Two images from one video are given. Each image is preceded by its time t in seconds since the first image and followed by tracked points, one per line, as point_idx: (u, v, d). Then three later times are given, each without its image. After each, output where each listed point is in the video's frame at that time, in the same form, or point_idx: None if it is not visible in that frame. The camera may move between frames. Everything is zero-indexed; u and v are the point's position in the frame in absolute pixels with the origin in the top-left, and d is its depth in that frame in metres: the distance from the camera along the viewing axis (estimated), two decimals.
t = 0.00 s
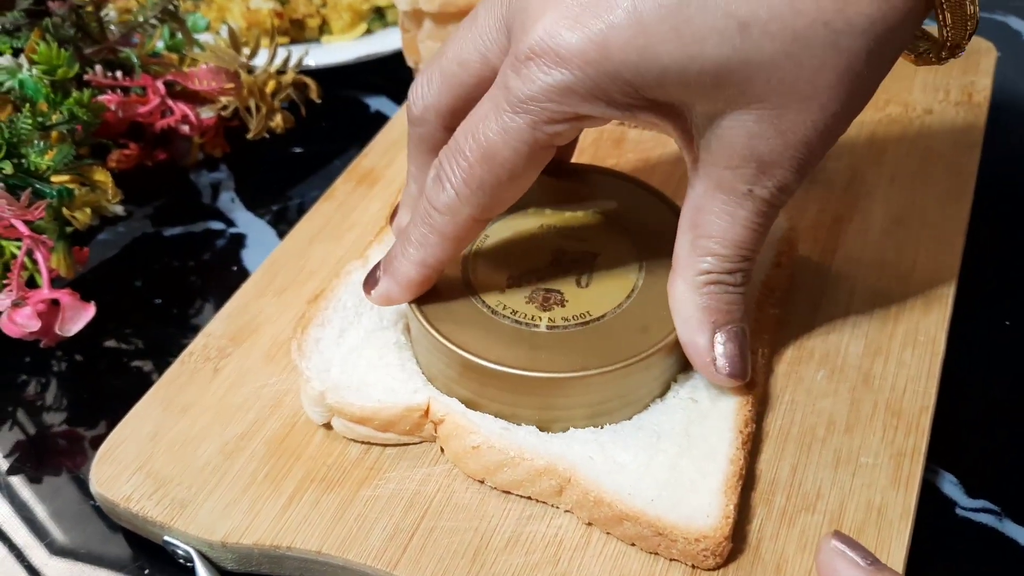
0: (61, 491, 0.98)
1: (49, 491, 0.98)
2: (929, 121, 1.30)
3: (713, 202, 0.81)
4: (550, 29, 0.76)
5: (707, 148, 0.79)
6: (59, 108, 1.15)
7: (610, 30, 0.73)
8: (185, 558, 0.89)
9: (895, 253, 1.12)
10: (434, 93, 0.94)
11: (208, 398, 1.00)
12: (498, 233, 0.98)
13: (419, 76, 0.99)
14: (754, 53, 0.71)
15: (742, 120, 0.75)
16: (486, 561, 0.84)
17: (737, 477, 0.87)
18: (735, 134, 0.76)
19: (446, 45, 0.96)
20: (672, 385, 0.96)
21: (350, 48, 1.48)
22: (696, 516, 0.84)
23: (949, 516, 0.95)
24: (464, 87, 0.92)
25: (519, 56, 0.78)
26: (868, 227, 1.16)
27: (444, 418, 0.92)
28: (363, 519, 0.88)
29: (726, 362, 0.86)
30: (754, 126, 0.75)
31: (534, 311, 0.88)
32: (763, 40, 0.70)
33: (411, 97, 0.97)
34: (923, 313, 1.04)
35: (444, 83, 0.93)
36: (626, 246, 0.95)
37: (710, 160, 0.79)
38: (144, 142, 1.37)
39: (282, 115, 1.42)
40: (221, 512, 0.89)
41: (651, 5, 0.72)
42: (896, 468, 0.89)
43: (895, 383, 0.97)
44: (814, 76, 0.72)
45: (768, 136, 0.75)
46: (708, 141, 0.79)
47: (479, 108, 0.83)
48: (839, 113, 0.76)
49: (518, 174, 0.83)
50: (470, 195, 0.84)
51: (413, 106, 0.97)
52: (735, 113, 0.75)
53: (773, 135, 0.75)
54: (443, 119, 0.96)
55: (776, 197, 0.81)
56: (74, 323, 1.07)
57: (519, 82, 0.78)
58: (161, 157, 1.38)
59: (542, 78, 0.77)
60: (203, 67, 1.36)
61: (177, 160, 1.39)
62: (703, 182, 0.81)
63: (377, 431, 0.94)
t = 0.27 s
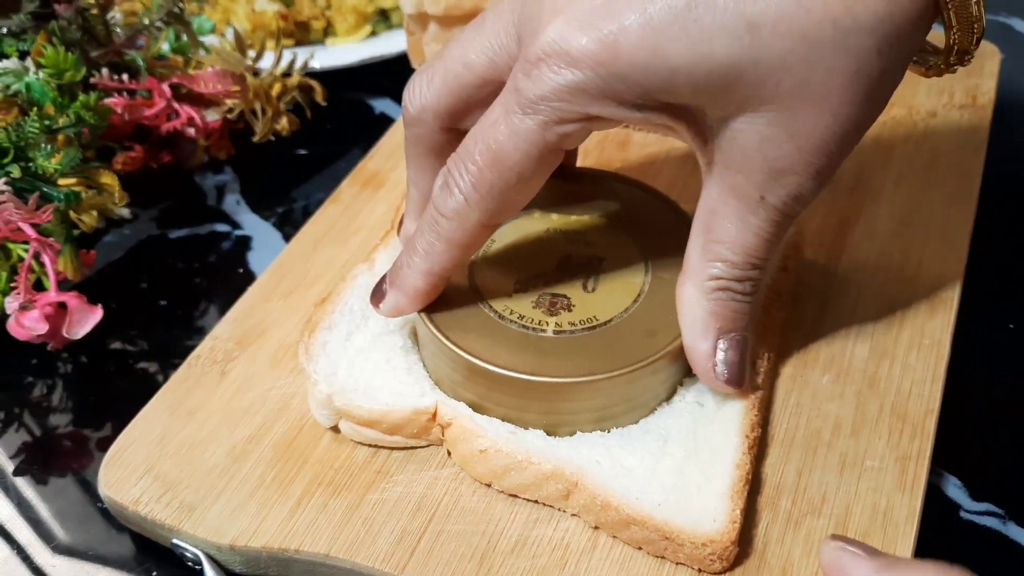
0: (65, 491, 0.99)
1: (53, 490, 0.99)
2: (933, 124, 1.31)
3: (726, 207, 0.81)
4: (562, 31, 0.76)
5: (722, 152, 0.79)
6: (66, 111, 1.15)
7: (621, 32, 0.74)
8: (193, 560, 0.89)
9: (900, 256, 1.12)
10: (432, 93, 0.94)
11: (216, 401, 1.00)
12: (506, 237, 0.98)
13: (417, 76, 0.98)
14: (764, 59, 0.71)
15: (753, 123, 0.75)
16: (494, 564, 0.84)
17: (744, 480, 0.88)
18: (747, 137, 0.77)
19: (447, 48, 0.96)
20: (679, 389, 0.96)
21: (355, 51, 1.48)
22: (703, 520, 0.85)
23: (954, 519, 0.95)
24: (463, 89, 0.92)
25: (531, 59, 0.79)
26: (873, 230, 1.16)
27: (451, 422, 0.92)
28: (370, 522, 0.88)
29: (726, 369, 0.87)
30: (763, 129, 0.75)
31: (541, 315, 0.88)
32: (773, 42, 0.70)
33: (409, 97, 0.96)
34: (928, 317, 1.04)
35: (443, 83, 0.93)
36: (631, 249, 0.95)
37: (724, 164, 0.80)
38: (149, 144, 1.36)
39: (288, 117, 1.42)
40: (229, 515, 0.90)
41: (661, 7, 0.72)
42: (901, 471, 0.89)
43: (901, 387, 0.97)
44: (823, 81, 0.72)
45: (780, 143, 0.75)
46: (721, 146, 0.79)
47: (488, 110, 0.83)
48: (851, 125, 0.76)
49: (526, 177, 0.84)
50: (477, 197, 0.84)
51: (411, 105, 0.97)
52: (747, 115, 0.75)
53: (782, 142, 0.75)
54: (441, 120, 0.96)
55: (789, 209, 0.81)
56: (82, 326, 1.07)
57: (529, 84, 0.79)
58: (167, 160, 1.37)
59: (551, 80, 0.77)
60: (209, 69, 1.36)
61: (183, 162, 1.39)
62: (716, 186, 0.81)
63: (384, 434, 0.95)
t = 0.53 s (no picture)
0: (64, 489, 0.98)
1: (52, 489, 0.98)
2: (934, 124, 1.30)
3: (732, 214, 0.81)
4: (571, 33, 0.76)
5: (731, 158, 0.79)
6: (65, 109, 1.15)
7: (630, 34, 0.74)
8: (192, 559, 0.89)
9: (900, 256, 1.12)
10: (433, 88, 0.94)
11: (215, 399, 1.00)
12: (505, 236, 0.98)
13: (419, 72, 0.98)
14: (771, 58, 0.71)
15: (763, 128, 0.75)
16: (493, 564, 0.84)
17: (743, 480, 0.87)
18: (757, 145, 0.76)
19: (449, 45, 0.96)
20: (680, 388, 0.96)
21: (354, 49, 1.48)
22: (702, 520, 0.85)
23: (954, 518, 0.95)
24: (464, 87, 0.92)
25: (539, 60, 0.79)
26: (873, 229, 1.16)
27: (450, 421, 0.92)
28: (369, 521, 0.88)
29: (712, 377, 0.86)
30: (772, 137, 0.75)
31: (540, 315, 0.88)
32: (783, 45, 0.70)
33: (410, 92, 0.96)
34: (928, 317, 1.04)
35: (444, 80, 0.93)
36: (629, 248, 0.95)
37: (733, 170, 0.79)
38: (150, 142, 1.36)
39: (288, 116, 1.41)
40: (227, 514, 0.89)
41: (671, 10, 0.72)
42: (901, 471, 0.89)
43: (900, 386, 0.97)
44: (835, 92, 0.71)
45: (791, 154, 0.74)
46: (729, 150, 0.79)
47: (494, 111, 0.83)
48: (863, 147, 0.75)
49: (528, 179, 0.84)
50: (478, 197, 0.84)
51: (411, 100, 0.97)
52: (759, 120, 0.75)
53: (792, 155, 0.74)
54: (440, 117, 0.96)
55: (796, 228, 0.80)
56: (80, 325, 1.07)
57: (536, 85, 0.79)
58: (166, 158, 1.38)
59: (559, 80, 0.78)
60: (208, 67, 1.36)
61: (183, 161, 1.39)
62: (725, 193, 0.81)
63: (383, 433, 0.95)
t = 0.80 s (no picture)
0: (66, 488, 0.98)
1: (55, 488, 0.98)
2: (937, 122, 1.30)
3: (748, 215, 0.81)
4: (587, 44, 0.77)
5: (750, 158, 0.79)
6: (67, 108, 1.15)
7: (647, 43, 0.74)
8: (196, 559, 0.89)
9: (903, 255, 1.12)
10: (434, 97, 0.92)
11: (218, 399, 1.00)
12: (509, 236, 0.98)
13: (416, 79, 0.96)
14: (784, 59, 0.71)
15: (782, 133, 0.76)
16: (498, 564, 0.85)
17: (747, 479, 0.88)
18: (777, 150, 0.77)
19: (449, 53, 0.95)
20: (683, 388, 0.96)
21: (355, 48, 1.48)
22: (707, 520, 0.86)
23: (957, 518, 0.95)
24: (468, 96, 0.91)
25: (554, 72, 0.78)
26: (876, 229, 1.16)
27: (455, 420, 0.92)
28: (373, 521, 0.88)
29: (723, 372, 0.88)
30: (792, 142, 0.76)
31: (545, 315, 0.88)
32: (801, 48, 0.71)
33: (409, 100, 0.94)
34: (931, 316, 1.04)
35: (447, 88, 0.91)
36: (633, 247, 0.95)
37: (750, 171, 0.80)
38: (152, 141, 1.36)
39: (291, 115, 1.40)
40: (231, 514, 0.89)
41: (687, 18, 0.73)
42: (905, 471, 0.90)
43: (904, 386, 0.97)
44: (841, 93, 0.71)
45: (812, 157, 0.75)
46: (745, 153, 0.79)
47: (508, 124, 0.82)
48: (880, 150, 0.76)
49: (541, 195, 0.83)
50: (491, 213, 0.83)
51: (409, 107, 0.95)
52: (779, 126, 0.76)
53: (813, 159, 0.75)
54: (440, 125, 0.94)
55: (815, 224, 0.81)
56: (84, 324, 1.07)
57: (552, 97, 0.78)
58: (168, 157, 1.37)
59: (575, 92, 0.77)
60: (210, 66, 1.36)
61: (185, 160, 1.39)
62: (742, 194, 0.81)
63: (387, 432, 0.94)
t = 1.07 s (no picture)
0: (64, 487, 0.98)
1: (53, 487, 0.98)
2: (936, 122, 1.30)
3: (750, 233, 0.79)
4: (593, 44, 0.77)
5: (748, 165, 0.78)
6: (65, 106, 1.15)
7: (652, 45, 0.75)
8: (193, 557, 0.89)
9: (901, 254, 1.12)
10: (437, 87, 0.93)
11: (216, 397, 1.00)
12: (507, 235, 0.98)
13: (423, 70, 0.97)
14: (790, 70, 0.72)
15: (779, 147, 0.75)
16: (494, 562, 0.85)
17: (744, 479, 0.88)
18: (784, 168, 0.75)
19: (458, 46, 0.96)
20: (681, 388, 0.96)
21: (354, 47, 1.48)
22: (703, 520, 0.86)
23: (955, 517, 0.95)
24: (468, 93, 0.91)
25: (560, 69, 0.79)
26: (875, 228, 1.16)
27: (451, 419, 0.92)
28: (370, 519, 0.88)
29: (693, 386, 0.85)
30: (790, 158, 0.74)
31: (541, 314, 0.88)
32: (806, 58, 0.72)
33: (413, 87, 0.95)
34: (929, 316, 1.04)
35: (449, 80, 0.92)
36: (631, 245, 0.96)
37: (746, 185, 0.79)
38: (151, 140, 1.36)
39: (289, 113, 1.40)
40: (228, 512, 0.89)
41: (697, 24, 0.74)
42: (903, 471, 0.90)
43: (902, 385, 0.97)
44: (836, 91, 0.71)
45: (813, 171, 0.74)
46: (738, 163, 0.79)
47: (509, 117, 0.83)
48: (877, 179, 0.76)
49: (539, 189, 0.84)
50: (487, 201, 0.84)
51: (416, 93, 0.96)
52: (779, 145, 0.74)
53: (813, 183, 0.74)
54: (443, 117, 0.95)
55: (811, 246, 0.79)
56: (81, 322, 1.07)
57: (554, 94, 0.79)
58: (167, 156, 1.37)
59: (578, 90, 0.78)
60: (209, 65, 1.36)
61: (184, 159, 1.39)
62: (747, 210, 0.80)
63: (384, 430, 0.95)
